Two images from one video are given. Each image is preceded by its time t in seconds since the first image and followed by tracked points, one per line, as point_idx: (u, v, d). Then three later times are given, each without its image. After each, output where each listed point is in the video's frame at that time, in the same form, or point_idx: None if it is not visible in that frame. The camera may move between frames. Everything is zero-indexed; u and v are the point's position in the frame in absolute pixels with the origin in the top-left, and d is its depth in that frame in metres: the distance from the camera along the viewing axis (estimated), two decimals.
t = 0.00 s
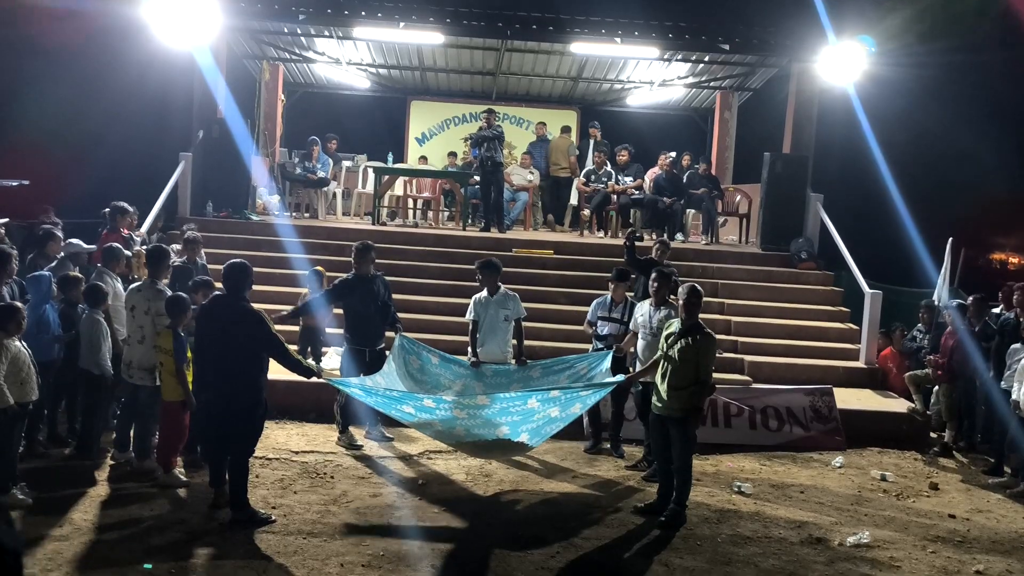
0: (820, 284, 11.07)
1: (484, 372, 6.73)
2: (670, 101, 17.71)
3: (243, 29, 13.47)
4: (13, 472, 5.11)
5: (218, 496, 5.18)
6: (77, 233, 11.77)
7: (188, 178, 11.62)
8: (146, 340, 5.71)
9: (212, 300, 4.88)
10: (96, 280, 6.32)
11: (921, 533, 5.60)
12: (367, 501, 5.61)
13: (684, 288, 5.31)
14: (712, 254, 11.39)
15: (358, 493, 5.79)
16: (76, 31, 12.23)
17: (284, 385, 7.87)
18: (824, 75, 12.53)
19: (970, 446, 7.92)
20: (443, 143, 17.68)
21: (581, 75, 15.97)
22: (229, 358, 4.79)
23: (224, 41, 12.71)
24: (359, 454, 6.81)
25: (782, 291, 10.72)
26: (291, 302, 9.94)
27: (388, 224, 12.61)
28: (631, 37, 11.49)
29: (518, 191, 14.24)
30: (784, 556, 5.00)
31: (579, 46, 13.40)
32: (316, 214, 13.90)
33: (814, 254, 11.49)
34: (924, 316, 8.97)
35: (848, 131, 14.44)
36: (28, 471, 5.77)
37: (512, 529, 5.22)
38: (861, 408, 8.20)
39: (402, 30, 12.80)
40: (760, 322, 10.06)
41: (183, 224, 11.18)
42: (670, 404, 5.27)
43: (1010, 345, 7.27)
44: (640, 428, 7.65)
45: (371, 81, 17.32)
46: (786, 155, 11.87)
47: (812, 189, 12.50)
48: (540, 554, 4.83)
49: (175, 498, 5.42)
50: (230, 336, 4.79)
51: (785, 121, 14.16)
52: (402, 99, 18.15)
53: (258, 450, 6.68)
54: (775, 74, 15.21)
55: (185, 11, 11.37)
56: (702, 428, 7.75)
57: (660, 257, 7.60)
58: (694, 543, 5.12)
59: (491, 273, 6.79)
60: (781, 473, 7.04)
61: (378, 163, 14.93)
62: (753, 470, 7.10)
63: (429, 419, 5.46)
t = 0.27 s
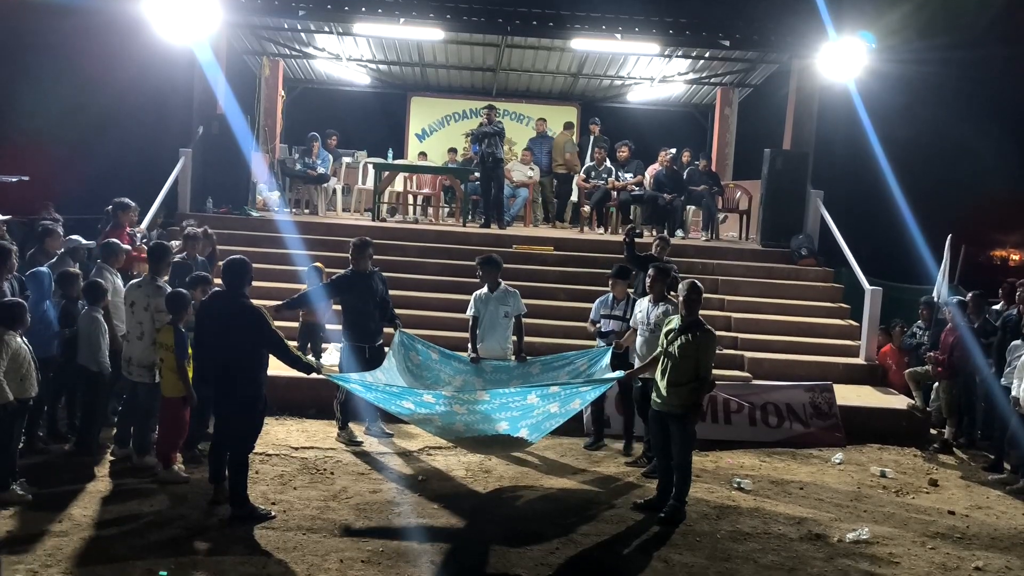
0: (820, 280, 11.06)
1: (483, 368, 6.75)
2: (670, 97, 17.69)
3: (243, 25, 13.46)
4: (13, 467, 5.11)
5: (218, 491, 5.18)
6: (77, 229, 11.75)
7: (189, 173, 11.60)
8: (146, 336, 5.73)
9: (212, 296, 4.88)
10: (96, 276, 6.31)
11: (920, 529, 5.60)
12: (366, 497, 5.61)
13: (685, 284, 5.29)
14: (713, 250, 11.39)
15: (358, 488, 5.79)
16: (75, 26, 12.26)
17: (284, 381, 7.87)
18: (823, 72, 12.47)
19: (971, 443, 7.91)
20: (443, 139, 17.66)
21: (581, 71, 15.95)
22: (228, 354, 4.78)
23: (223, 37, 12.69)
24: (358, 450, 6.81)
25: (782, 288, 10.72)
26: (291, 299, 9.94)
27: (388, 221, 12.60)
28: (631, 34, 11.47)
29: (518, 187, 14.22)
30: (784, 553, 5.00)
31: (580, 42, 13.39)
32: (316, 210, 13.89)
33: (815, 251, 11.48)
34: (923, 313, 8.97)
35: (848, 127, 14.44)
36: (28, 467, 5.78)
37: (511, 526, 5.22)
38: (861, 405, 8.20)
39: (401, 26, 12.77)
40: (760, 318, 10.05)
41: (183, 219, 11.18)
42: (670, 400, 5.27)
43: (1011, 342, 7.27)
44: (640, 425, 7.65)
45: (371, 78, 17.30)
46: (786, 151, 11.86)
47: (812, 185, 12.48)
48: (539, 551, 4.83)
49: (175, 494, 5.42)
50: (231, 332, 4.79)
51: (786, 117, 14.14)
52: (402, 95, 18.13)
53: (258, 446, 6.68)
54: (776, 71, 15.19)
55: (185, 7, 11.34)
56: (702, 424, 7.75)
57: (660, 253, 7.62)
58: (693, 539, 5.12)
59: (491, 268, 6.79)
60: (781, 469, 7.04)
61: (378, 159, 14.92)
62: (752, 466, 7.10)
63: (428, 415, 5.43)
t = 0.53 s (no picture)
0: (820, 278, 11.06)
1: (482, 365, 6.75)
2: (671, 94, 17.67)
3: (243, 22, 13.44)
4: (13, 464, 5.11)
5: (218, 488, 5.19)
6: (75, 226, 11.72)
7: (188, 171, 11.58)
8: (145, 334, 5.73)
9: (212, 292, 4.88)
10: (95, 273, 6.30)
11: (919, 526, 5.61)
12: (366, 495, 5.62)
13: (685, 281, 5.28)
14: (713, 247, 11.39)
15: (357, 485, 5.80)
16: (73, 23, 12.20)
17: (284, 378, 7.87)
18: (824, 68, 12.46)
19: (970, 440, 7.92)
20: (443, 136, 17.63)
21: (581, 69, 15.93)
22: (228, 350, 4.79)
23: (223, 34, 12.67)
24: (358, 447, 6.82)
25: (782, 285, 10.72)
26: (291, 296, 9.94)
27: (388, 218, 12.58)
28: (631, 31, 11.47)
29: (518, 184, 14.20)
30: (782, 550, 5.01)
31: (580, 39, 13.37)
32: (315, 208, 13.89)
33: (815, 248, 11.47)
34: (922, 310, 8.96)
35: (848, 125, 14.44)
36: (27, 464, 5.78)
37: (510, 523, 5.23)
38: (861, 402, 8.21)
39: (401, 23, 12.75)
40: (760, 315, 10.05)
41: (183, 217, 11.18)
42: (670, 397, 5.27)
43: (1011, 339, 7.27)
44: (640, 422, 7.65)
45: (371, 75, 17.27)
46: (786, 148, 11.85)
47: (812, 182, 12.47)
48: (538, 548, 4.83)
49: (175, 491, 5.42)
50: (231, 328, 4.78)
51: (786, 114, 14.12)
52: (402, 92, 18.11)
53: (258, 443, 6.69)
54: (777, 68, 15.17)
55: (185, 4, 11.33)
56: (701, 421, 7.76)
57: (658, 250, 7.62)
58: (692, 536, 5.13)
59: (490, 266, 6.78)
60: (780, 466, 7.04)
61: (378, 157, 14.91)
62: (752, 463, 7.10)
63: (427, 412, 5.43)
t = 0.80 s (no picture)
0: (820, 277, 11.06)
1: (482, 364, 6.75)
2: (671, 94, 17.66)
3: (243, 21, 13.44)
4: (13, 464, 5.12)
5: (218, 488, 5.18)
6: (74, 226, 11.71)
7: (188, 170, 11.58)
8: (144, 335, 5.73)
9: (212, 292, 4.88)
10: (95, 273, 6.30)
11: (919, 526, 5.61)
12: (366, 494, 5.62)
13: (684, 281, 5.28)
14: (713, 247, 11.39)
15: (357, 485, 5.80)
16: (70, 23, 12.16)
17: (284, 377, 7.87)
18: (824, 67, 12.47)
19: (970, 440, 7.92)
20: (443, 136, 17.62)
21: (581, 68, 15.92)
22: (228, 350, 4.79)
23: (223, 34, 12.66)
24: (359, 447, 6.82)
25: (783, 285, 10.72)
26: (291, 296, 9.94)
27: (388, 218, 12.58)
28: (631, 30, 11.47)
29: (518, 184, 14.19)
30: (783, 549, 5.01)
31: (580, 39, 13.38)
32: (316, 207, 13.89)
33: (815, 248, 11.47)
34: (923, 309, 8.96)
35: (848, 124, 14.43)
36: (27, 464, 5.78)
37: (510, 522, 5.22)
38: (861, 402, 8.21)
39: (401, 23, 12.75)
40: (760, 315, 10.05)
41: (183, 216, 11.19)
42: (670, 397, 5.27)
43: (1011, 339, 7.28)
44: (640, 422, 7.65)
45: (371, 74, 17.27)
46: (786, 148, 11.84)
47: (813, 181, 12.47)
48: (538, 547, 4.83)
49: (175, 491, 5.42)
50: (231, 328, 4.79)
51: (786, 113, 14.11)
52: (402, 91, 18.11)
53: (258, 443, 6.70)
54: (777, 67, 15.17)
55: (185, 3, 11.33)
56: (702, 420, 7.76)
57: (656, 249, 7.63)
58: (692, 536, 5.13)
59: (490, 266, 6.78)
60: (780, 466, 7.05)
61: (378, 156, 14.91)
62: (752, 462, 7.10)
63: (428, 412, 5.43)
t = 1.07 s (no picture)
0: (820, 277, 11.06)
1: (483, 364, 6.75)
2: (671, 93, 17.66)
3: (243, 21, 13.44)
4: (13, 464, 5.11)
5: (218, 488, 5.18)
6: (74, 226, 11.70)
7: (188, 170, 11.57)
8: (143, 335, 5.70)
9: (213, 292, 4.88)
10: (95, 273, 6.30)
11: (919, 526, 5.60)
12: (366, 494, 5.62)
13: (684, 281, 5.29)
14: (713, 247, 11.39)
15: (358, 485, 5.80)
16: (70, 24, 12.10)
17: (285, 377, 7.87)
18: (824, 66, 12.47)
19: (971, 439, 7.93)
20: (442, 136, 17.62)
21: (581, 68, 15.91)
22: (229, 350, 4.78)
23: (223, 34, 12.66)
24: (360, 447, 6.82)
25: (783, 284, 10.71)
26: (292, 296, 9.94)
27: (388, 217, 12.58)
28: (631, 30, 11.47)
29: (518, 184, 14.18)
30: (783, 549, 5.01)
31: (580, 38, 13.38)
32: (316, 207, 13.89)
33: (815, 247, 11.46)
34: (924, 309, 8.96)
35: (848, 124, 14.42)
36: (27, 464, 5.78)
37: (511, 522, 5.22)
38: (861, 401, 8.21)
39: (401, 23, 12.75)
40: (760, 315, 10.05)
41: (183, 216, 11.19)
42: (670, 397, 5.27)
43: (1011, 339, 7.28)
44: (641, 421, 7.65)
45: (371, 74, 17.27)
46: (786, 148, 11.84)
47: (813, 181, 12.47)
48: (539, 548, 4.83)
49: (175, 491, 5.42)
50: (231, 328, 4.78)
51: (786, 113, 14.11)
52: (402, 91, 18.11)
53: (259, 443, 6.69)
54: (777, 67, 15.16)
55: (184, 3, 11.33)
56: (702, 420, 7.76)
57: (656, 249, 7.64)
58: (693, 536, 5.13)
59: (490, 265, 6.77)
60: (780, 466, 7.04)
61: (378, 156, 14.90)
62: (752, 463, 7.10)
63: (428, 412, 5.44)
